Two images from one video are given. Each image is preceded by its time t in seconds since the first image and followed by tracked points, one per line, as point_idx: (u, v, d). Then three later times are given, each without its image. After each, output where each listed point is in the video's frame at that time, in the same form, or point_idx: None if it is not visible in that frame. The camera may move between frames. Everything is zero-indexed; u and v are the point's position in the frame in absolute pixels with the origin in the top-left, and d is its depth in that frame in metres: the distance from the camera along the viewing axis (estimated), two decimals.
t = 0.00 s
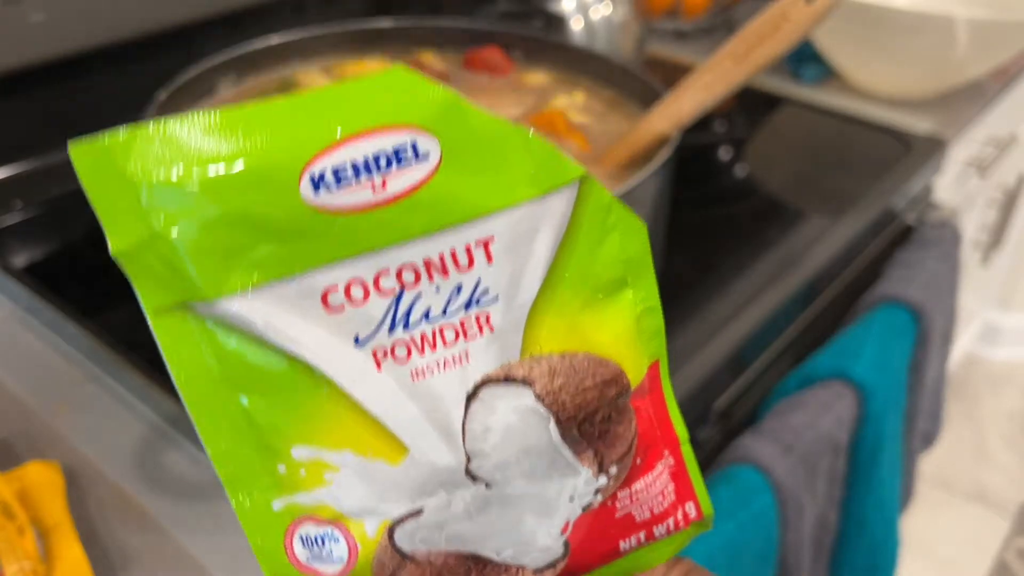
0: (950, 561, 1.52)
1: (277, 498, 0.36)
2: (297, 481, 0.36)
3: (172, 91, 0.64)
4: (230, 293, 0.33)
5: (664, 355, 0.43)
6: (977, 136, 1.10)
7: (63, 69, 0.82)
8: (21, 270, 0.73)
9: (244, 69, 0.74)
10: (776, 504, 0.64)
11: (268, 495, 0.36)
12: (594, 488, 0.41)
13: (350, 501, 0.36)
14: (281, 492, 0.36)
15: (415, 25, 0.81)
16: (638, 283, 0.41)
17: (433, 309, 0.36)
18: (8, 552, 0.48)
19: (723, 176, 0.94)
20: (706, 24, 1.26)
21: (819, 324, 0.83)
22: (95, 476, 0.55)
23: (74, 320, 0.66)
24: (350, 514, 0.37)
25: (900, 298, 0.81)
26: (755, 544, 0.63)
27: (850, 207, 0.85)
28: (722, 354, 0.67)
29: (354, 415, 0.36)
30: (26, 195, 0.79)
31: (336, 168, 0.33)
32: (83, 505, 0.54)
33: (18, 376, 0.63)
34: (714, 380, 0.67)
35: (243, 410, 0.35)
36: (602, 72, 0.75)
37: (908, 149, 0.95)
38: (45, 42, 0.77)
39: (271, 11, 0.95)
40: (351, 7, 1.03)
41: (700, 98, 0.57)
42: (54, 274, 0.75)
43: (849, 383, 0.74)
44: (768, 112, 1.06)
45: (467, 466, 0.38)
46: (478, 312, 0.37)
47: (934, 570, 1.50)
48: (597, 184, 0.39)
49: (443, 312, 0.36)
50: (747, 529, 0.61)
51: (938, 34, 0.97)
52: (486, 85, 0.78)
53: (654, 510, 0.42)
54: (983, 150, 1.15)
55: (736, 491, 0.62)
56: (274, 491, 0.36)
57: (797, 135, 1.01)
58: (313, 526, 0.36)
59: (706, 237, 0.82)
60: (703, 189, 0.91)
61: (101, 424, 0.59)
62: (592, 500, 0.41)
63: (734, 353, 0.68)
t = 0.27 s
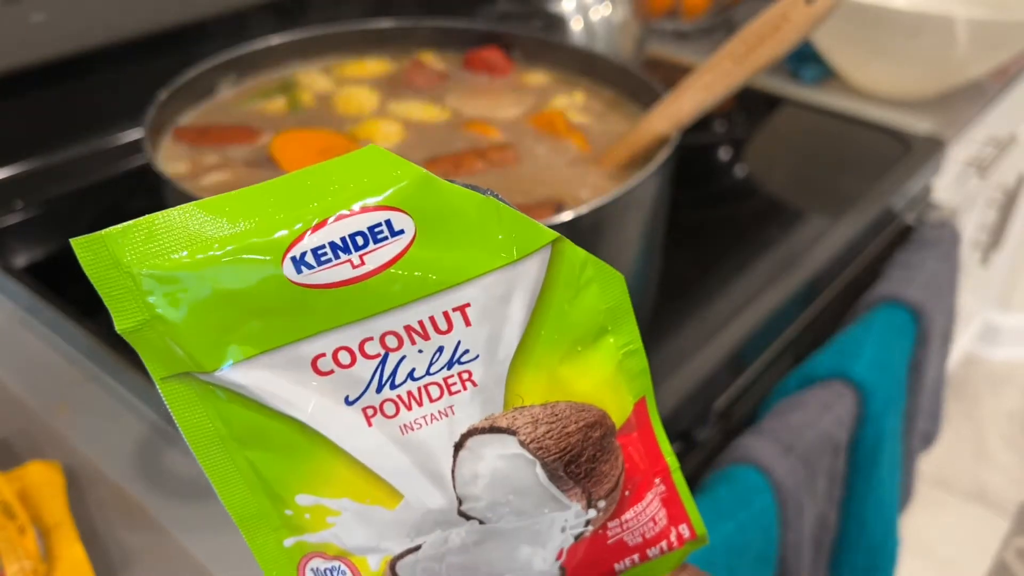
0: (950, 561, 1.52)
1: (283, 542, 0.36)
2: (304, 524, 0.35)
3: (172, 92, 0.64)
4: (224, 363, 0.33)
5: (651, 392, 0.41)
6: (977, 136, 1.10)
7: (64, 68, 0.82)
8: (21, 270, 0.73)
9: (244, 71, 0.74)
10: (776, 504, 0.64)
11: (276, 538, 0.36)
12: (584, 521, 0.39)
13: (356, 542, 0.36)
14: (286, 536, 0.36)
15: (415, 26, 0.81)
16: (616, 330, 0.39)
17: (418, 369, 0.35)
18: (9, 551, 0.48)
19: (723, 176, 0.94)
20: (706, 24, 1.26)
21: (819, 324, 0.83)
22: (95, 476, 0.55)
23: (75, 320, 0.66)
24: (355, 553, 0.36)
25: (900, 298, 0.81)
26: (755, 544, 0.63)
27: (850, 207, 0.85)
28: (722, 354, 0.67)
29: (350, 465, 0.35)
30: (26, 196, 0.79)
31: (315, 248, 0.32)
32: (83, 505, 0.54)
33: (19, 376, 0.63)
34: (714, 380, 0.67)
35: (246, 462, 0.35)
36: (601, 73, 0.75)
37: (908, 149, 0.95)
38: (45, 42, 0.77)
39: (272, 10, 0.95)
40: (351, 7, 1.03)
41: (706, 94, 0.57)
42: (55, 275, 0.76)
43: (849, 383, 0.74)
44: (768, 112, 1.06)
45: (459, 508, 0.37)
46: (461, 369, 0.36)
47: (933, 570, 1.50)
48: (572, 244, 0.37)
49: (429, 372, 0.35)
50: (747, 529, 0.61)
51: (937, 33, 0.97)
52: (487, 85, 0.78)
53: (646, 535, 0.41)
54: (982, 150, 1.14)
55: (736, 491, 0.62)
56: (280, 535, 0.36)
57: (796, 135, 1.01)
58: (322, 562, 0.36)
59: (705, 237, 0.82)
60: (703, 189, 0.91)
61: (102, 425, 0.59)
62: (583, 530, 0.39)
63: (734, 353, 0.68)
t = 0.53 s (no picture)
0: (950, 560, 1.52)
1: (350, 476, 0.35)
2: (374, 453, 0.35)
3: (173, 92, 0.64)
4: (294, 282, 0.33)
5: (670, 303, 0.44)
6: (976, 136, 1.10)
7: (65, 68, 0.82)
8: (21, 270, 0.73)
9: (244, 71, 0.74)
10: (775, 503, 0.64)
11: (337, 476, 0.35)
12: (633, 427, 0.41)
13: (426, 462, 0.36)
14: (354, 468, 0.35)
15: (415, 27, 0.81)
16: (637, 245, 0.42)
17: (476, 277, 0.36)
18: (9, 552, 0.49)
19: (722, 176, 0.94)
20: (706, 24, 1.26)
21: (818, 324, 0.83)
22: (95, 475, 0.56)
23: (74, 319, 0.66)
24: (422, 479, 0.36)
25: (900, 298, 0.81)
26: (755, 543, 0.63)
27: (850, 207, 0.85)
28: (723, 353, 0.67)
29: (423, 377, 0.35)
30: (26, 196, 0.79)
31: (378, 163, 0.33)
32: (84, 504, 0.54)
33: (19, 376, 0.63)
34: (714, 379, 0.67)
35: (312, 393, 0.34)
36: (601, 73, 0.75)
37: (908, 149, 0.95)
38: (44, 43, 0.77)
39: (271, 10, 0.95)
40: (351, 7, 1.03)
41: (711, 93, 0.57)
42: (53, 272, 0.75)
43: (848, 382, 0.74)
44: (768, 112, 1.06)
45: (521, 415, 0.38)
46: (513, 276, 0.38)
47: (933, 569, 1.50)
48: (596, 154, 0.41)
49: (484, 279, 0.37)
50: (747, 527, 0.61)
51: (938, 32, 0.98)
52: (487, 86, 0.78)
53: (686, 441, 0.43)
54: (982, 150, 1.15)
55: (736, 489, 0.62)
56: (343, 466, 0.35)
57: (796, 135, 1.01)
58: (391, 495, 0.36)
59: (705, 237, 0.82)
60: (702, 189, 0.91)
61: (101, 423, 0.59)
62: (632, 438, 0.41)
63: (735, 352, 0.68)
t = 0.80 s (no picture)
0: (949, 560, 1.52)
1: (872, 99, 0.37)
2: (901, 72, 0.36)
3: (173, 92, 0.64)
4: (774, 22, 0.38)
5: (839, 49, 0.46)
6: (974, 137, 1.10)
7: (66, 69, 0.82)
8: (22, 269, 0.74)
9: (245, 72, 0.74)
10: (774, 502, 0.64)
11: (852, 104, 0.38)
12: None
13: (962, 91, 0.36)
14: (879, 90, 0.37)
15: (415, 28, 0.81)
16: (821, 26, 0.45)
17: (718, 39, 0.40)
18: (11, 549, 0.52)
19: (723, 176, 0.94)
20: (706, 25, 1.26)
21: (817, 324, 0.84)
22: (98, 475, 0.56)
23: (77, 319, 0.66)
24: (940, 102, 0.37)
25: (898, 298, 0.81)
26: (754, 544, 0.63)
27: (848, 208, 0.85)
28: (723, 353, 0.67)
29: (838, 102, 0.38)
30: (29, 196, 0.80)
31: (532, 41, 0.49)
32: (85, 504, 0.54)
33: (19, 375, 0.63)
34: (715, 379, 0.67)
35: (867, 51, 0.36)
36: (600, 75, 0.75)
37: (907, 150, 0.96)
38: (45, 43, 0.77)
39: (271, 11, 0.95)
40: (350, 8, 1.03)
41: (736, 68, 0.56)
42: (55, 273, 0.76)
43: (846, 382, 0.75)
44: (768, 112, 1.07)
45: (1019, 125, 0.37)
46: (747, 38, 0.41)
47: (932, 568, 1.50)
48: None
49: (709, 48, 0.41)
50: (747, 528, 0.61)
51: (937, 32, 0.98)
52: (487, 88, 0.79)
53: None
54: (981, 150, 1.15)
55: (736, 488, 0.62)
56: (860, 89, 0.37)
57: (796, 136, 1.02)
58: (907, 122, 0.37)
59: (705, 237, 0.82)
60: (702, 189, 0.92)
61: (103, 422, 0.59)
62: None
63: (736, 351, 0.68)
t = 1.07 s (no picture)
0: (944, 558, 1.54)
1: None
2: None
3: (179, 94, 0.65)
4: None
5: None
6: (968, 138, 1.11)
7: (67, 75, 0.84)
8: (29, 270, 0.75)
9: (248, 75, 0.75)
10: (770, 498, 0.65)
11: None
12: None
13: None
14: None
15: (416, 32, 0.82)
16: None
17: None
18: (17, 545, 0.50)
19: (720, 177, 0.96)
20: (701, 28, 1.28)
21: (812, 324, 0.85)
22: (103, 473, 0.57)
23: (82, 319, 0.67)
24: None
25: (893, 298, 0.83)
26: (751, 540, 0.64)
27: (844, 208, 0.87)
28: (721, 351, 0.68)
29: None
30: (36, 199, 0.84)
31: None
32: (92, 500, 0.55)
33: (26, 375, 0.64)
34: (713, 377, 0.68)
35: None
36: (599, 78, 0.76)
37: (901, 152, 0.97)
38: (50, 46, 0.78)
39: (272, 16, 0.97)
40: (350, 13, 1.05)
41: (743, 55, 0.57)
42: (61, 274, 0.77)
43: (840, 380, 0.76)
44: (764, 114, 1.08)
45: None
46: None
47: (927, 565, 1.52)
48: None
49: None
50: (745, 524, 0.62)
51: (931, 35, 1.00)
52: (486, 91, 0.80)
53: None
54: (975, 152, 1.16)
55: (734, 485, 0.63)
56: None
57: (792, 138, 1.03)
58: None
59: (703, 237, 0.83)
60: (699, 190, 0.93)
61: (109, 421, 0.60)
62: None
63: (733, 350, 0.69)
